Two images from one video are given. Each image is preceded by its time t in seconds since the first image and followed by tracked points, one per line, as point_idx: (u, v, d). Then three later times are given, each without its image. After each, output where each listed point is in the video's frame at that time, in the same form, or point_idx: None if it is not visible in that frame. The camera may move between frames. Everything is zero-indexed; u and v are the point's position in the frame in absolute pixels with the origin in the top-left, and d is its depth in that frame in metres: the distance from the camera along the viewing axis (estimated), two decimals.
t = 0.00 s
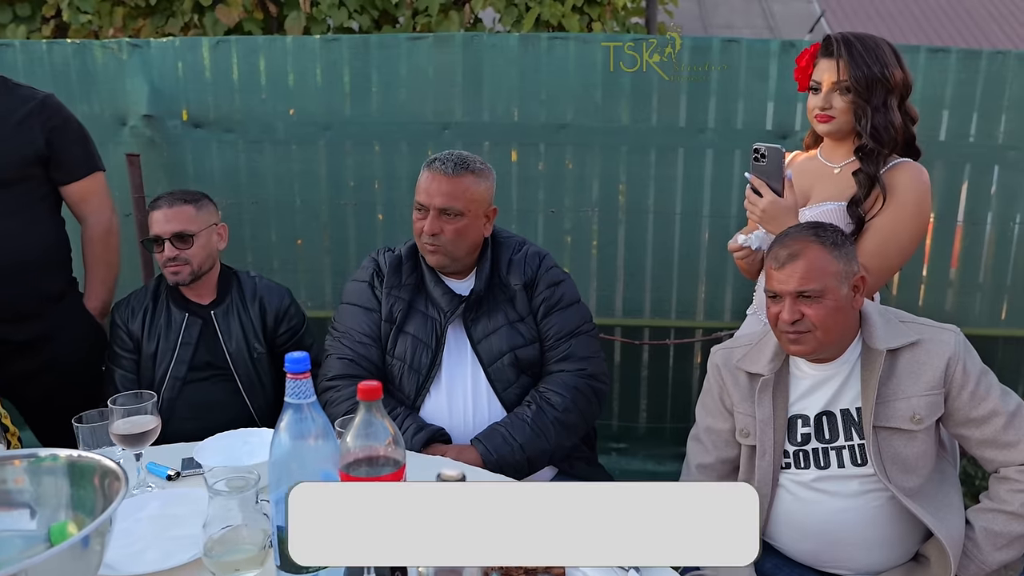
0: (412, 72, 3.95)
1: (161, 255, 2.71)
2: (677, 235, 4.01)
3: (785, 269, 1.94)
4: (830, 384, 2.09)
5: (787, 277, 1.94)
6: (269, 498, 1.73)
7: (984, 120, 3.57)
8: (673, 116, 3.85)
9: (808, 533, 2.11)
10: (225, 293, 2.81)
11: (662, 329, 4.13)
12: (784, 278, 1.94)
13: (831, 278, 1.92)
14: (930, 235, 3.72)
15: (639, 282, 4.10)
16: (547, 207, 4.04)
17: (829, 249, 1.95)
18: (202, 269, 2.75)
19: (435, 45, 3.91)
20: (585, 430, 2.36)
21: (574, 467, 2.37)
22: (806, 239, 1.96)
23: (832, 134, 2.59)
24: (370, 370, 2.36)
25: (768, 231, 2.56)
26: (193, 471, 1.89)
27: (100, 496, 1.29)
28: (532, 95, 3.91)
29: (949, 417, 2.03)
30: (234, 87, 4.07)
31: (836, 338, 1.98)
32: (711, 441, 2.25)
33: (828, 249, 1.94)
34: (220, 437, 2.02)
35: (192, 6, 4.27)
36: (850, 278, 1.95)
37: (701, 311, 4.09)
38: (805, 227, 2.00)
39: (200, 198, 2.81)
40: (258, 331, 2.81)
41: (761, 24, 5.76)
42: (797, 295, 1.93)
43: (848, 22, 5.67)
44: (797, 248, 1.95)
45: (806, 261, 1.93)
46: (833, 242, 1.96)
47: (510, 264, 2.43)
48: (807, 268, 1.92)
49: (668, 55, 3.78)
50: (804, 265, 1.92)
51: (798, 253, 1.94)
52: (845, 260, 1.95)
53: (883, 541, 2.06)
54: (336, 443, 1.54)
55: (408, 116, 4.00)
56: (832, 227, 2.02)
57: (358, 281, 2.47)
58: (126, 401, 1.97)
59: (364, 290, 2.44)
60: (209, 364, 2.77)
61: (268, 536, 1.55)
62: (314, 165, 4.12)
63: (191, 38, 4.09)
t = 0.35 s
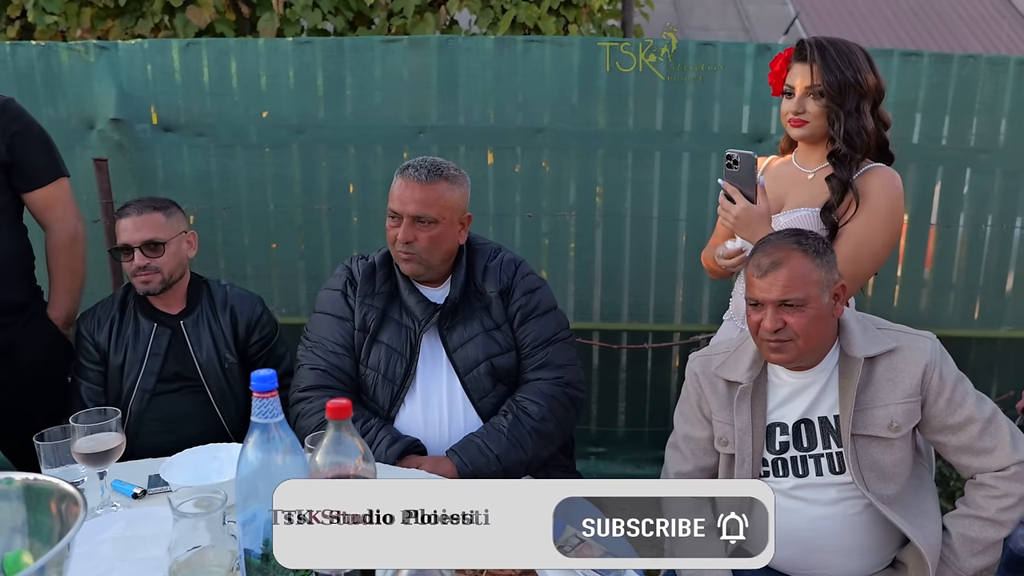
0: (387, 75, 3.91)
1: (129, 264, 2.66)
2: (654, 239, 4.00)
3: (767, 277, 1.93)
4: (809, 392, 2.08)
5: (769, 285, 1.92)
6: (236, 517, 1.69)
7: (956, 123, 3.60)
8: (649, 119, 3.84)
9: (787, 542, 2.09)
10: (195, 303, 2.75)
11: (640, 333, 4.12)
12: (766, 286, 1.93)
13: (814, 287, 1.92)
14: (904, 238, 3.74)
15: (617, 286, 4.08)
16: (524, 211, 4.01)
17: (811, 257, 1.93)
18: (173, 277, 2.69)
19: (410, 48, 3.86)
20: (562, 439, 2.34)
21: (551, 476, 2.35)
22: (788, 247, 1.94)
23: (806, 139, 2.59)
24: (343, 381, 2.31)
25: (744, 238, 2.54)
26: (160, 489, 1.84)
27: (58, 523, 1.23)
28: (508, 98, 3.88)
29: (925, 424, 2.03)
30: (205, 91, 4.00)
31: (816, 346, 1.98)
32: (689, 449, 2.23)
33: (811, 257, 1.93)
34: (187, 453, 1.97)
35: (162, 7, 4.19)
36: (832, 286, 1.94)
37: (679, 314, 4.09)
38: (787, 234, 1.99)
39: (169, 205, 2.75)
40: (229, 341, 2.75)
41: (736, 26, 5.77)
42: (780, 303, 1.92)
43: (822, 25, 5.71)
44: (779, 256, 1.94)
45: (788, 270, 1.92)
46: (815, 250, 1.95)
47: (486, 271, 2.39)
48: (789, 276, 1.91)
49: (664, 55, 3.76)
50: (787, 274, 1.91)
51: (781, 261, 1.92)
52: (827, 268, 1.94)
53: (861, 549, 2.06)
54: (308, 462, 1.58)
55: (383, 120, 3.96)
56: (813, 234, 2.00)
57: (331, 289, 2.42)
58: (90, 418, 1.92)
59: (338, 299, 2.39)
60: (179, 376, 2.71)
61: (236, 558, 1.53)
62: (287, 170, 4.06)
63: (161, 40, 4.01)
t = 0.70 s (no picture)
0: (362, 77, 3.86)
1: (102, 268, 2.58)
2: (633, 241, 3.98)
3: (750, 284, 1.91)
4: (789, 398, 2.08)
5: (752, 292, 1.91)
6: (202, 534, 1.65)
7: (930, 124, 3.62)
8: (626, 121, 3.83)
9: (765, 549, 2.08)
10: (165, 310, 2.68)
11: (618, 335, 4.10)
12: (749, 293, 1.91)
13: (796, 293, 1.90)
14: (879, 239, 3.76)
15: (595, 288, 4.06)
16: (502, 214, 3.97)
17: (794, 262, 1.92)
18: (148, 281, 2.63)
19: (384, 49, 3.82)
20: (541, 446, 2.31)
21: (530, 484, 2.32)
22: (771, 253, 1.93)
23: (781, 140, 2.58)
24: (317, 389, 2.26)
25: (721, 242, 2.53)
26: (126, 506, 1.77)
27: (15, 546, 1.18)
28: (484, 100, 3.84)
29: (904, 429, 2.03)
30: (176, 93, 3.92)
31: (798, 353, 1.96)
32: (669, 455, 2.20)
33: (793, 263, 1.92)
34: (154, 468, 1.91)
35: (131, 7, 4.10)
36: (813, 292, 1.94)
37: (657, 316, 4.08)
38: (769, 239, 1.97)
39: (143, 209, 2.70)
40: (200, 349, 2.69)
41: (712, 27, 5.77)
42: (763, 310, 1.90)
43: (797, 26, 5.74)
44: (762, 262, 1.92)
45: (771, 276, 1.90)
46: (797, 256, 1.94)
47: (462, 276, 2.36)
48: (772, 282, 1.90)
49: (660, 55, 3.75)
50: (770, 280, 1.90)
51: (764, 267, 1.91)
52: (809, 274, 1.93)
53: (840, 554, 2.05)
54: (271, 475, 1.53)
55: (358, 122, 3.91)
56: (795, 240, 1.99)
57: (304, 296, 2.37)
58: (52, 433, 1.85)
59: (312, 306, 2.34)
60: (148, 386, 2.64)
61: None
62: (260, 173, 3.99)
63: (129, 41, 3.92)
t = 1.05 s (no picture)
0: (336, 77, 3.80)
1: (70, 269, 2.51)
2: (611, 242, 3.96)
3: (726, 287, 1.89)
4: (765, 401, 2.06)
5: (729, 295, 1.88)
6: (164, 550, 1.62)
7: (905, 124, 3.63)
8: (604, 121, 3.80)
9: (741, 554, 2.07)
10: (132, 316, 2.61)
11: (597, 337, 4.08)
12: (725, 296, 1.89)
13: (773, 296, 1.88)
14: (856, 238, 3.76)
15: (574, 289, 4.03)
16: (479, 217, 3.94)
17: (770, 265, 1.90)
18: (117, 283, 2.56)
19: (359, 49, 3.77)
20: (516, 452, 2.27)
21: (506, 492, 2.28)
22: (747, 256, 1.91)
23: (761, 142, 2.54)
24: (287, 396, 2.21)
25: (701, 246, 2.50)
26: (87, 520, 1.71)
27: None
28: (460, 100, 3.80)
29: (881, 432, 2.01)
30: (145, 93, 3.84)
31: (776, 356, 1.94)
32: (646, 460, 2.18)
33: (769, 266, 1.90)
34: (116, 481, 1.86)
35: (101, 5, 4.02)
36: (790, 295, 1.92)
37: (636, 318, 4.06)
38: (745, 242, 1.95)
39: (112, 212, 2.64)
40: (169, 356, 2.62)
41: (690, 26, 5.77)
42: (740, 314, 1.88)
43: (775, 26, 5.75)
44: (739, 264, 1.90)
45: (747, 279, 1.88)
46: (774, 258, 1.92)
47: (436, 279, 2.32)
48: (749, 286, 1.87)
49: (656, 55, 3.73)
50: (746, 283, 1.87)
51: (740, 270, 1.88)
52: (786, 277, 1.91)
53: (819, 559, 2.03)
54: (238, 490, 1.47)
55: (332, 124, 3.85)
56: (772, 242, 1.97)
57: (274, 301, 2.32)
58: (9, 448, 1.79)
59: (282, 311, 2.29)
60: (114, 394, 2.57)
61: None
62: (233, 175, 3.93)
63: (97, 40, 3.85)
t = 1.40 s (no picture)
0: (308, 79, 3.73)
1: (30, 275, 2.41)
2: (589, 245, 3.92)
3: (702, 294, 1.85)
4: (740, 409, 2.03)
5: (705, 302, 1.84)
6: None
7: (882, 125, 3.62)
8: (581, 123, 3.76)
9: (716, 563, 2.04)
10: (95, 324, 2.52)
11: (576, 341, 4.03)
12: (701, 303, 1.85)
13: (749, 303, 1.85)
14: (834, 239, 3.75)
15: (552, 293, 3.99)
16: (455, 220, 3.88)
17: (746, 271, 1.87)
18: (79, 291, 2.47)
19: (331, 50, 3.70)
20: (489, 463, 2.22)
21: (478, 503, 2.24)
22: (723, 262, 1.87)
23: (746, 144, 2.49)
24: (253, 408, 2.15)
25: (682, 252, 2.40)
26: (40, 541, 1.63)
27: None
28: (435, 102, 3.75)
29: (858, 439, 1.99)
30: (113, 96, 3.75)
31: (752, 364, 1.91)
32: (620, 469, 2.14)
33: (745, 272, 1.86)
34: (73, 499, 1.77)
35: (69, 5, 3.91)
36: (766, 302, 1.88)
37: (615, 321, 4.02)
38: (721, 247, 1.92)
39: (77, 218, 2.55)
40: (132, 365, 2.53)
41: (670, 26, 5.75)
42: (716, 321, 1.84)
43: (754, 27, 5.74)
44: (715, 271, 1.86)
45: (724, 286, 1.84)
46: (750, 264, 1.88)
47: (407, 287, 2.27)
48: (726, 293, 1.84)
49: (653, 54, 3.69)
50: (723, 291, 1.84)
51: (716, 277, 1.85)
52: (762, 283, 1.88)
53: (795, 568, 2.00)
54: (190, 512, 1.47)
55: (305, 126, 3.78)
56: (748, 247, 1.94)
57: (240, 310, 2.25)
58: None
59: (247, 320, 2.23)
60: (75, 406, 2.47)
61: None
62: (204, 178, 3.84)
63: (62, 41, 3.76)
